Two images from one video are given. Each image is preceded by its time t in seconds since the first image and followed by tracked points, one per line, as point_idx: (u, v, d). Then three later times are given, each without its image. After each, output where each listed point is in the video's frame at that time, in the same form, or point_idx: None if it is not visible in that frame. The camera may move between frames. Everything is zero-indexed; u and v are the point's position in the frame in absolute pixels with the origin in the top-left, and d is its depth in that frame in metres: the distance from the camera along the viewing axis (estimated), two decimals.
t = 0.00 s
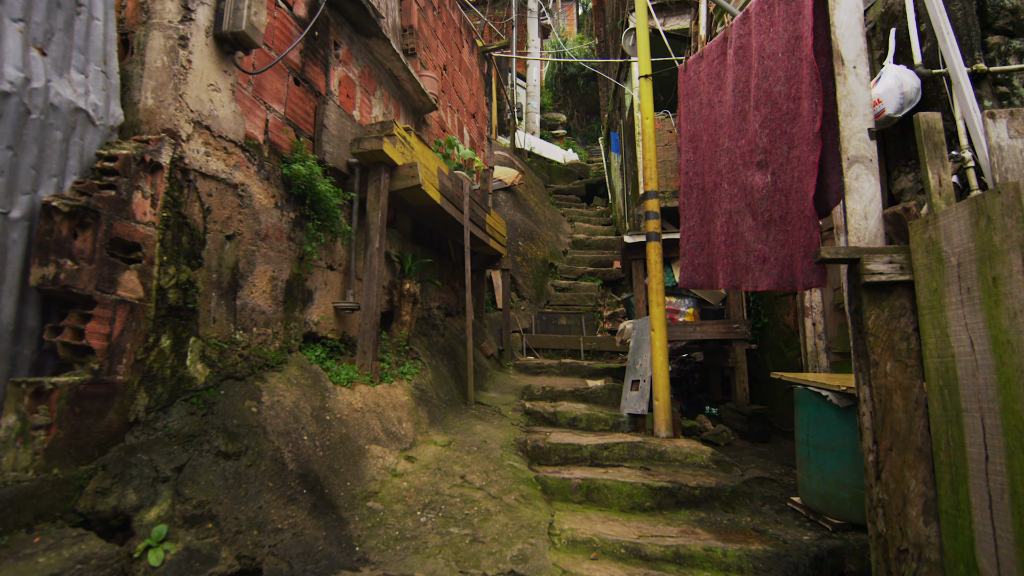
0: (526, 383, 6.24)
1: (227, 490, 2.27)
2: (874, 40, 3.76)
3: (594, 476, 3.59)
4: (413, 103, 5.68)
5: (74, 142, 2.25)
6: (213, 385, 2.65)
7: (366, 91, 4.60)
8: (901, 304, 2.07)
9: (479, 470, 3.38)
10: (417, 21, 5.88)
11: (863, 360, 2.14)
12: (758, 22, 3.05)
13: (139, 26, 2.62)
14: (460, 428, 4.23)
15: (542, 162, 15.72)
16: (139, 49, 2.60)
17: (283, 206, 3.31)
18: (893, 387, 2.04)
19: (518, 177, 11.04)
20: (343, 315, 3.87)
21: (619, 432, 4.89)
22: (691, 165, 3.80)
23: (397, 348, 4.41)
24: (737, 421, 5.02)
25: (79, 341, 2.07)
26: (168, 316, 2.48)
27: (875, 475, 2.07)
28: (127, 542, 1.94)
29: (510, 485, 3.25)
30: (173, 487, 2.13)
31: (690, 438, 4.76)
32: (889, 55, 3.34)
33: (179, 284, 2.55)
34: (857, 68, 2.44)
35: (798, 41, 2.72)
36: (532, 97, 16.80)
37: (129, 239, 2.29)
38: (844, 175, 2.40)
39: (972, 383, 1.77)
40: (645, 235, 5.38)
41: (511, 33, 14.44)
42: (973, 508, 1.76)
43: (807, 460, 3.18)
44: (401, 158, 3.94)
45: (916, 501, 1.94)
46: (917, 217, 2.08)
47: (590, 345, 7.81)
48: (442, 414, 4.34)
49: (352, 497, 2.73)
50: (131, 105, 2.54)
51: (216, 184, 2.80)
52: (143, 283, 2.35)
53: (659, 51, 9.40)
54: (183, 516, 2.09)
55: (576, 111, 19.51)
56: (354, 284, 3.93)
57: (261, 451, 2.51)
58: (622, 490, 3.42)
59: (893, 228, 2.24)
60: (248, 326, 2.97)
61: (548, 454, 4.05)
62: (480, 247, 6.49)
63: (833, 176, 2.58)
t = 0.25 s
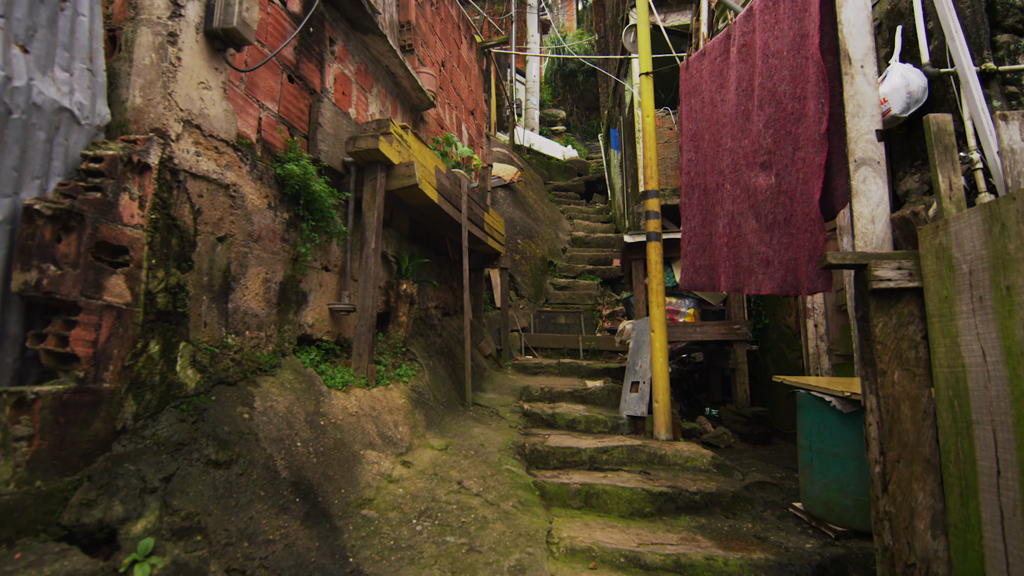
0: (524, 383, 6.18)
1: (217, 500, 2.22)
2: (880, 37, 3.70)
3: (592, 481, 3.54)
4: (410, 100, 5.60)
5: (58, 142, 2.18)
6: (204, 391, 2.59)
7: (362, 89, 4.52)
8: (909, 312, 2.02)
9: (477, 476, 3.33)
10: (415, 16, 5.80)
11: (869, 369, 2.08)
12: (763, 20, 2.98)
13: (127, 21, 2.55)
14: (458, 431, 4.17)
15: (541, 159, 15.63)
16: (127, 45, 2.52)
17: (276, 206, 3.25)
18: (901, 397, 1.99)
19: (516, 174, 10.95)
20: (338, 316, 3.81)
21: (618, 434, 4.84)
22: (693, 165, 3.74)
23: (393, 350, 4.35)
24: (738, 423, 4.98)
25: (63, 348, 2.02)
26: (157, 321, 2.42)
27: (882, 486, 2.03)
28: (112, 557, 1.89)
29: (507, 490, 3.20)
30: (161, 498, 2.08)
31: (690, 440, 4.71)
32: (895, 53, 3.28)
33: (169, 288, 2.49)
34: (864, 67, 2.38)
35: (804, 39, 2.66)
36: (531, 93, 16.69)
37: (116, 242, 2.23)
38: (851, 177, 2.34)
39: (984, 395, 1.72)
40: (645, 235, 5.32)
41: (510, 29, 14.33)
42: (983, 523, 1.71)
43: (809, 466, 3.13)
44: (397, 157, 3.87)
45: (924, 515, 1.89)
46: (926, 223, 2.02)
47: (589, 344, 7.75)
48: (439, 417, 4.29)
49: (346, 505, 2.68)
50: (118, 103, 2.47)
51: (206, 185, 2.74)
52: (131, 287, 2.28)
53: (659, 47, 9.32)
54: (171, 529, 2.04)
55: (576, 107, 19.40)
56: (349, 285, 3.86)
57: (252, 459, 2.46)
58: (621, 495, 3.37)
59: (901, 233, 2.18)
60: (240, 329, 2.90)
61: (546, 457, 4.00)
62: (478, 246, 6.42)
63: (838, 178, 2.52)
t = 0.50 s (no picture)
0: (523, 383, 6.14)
1: (207, 510, 2.18)
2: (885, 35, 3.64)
3: (591, 485, 3.50)
4: (408, 98, 5.53)
5: (43, 143, 2.12)
6: (195, 396, 2.54)
7: (358, 86, 4.45)
8: (916, 319, 1.97)
9: (474, 480, 3.28)
10: (412, 13, 5.72)
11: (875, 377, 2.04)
12: (766, 18, 2.92)
13: (116, 18, 2.48)
14: (455, 433, 4.13)
15: (540, 156, 15.54)
16: (116, 43, 2.46)
17: (270, 206, 3.18)
18: (908, 407, 1.95)
19: (515, 171, 10.88)
20: (334, 318, 3.76)
21: (618, 436, 4.79)
22: (694, 165, 3.69)
23: (390, 351, 4.30)
24: (738, 425, 4.94)
25: (48, 355, 1.97)
26: (146, 326, 2.37)
27: (888, 498, 1.99)
28: (99, 570, 1.84)
29: (505, 496, 3.15)
30: (150, 508, 2.04)
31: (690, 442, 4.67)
32: (900, 52, 3.22)
33: (159, 292, 2.43)
34: (871, 67, 2.32)
35: (808, 38, 2.60)
36: (531, 90, 16.59)
37: (103, 246, 2.17)
38: (857, 180, 2.29)
39: (995, 406, 1.67)
40: (645, 235, 5.27)
41: (509, 25, 14.22)
42: (992, 538, 1.67)
43: (811, 472, 3.09)
44: (394, 156, 3.81)
45: (931, 528, 1.85)
46: (935, 228, 1.97)
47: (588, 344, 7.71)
48: (437, 419, 4.24)
49: (341, 513, 2.63)
50: (107, 102, 2.41)
51: (198, 185, 2.68)
52: (119, 292, 2.23)
53: (660, 44, 9.24)
54: (160, 541, 1.99)
55: (575, 103, 19.31)
56: (345, 286, 3.81)
57: (245, 467, 2.41)
58: (621, 500, 3.33)
59: (909, 237, 2.13)
60: (233, 333, 2.85)
61: (544, 461, 3.95)
62: (476, 245, 6.36)
63: (843, 181, 2.47)
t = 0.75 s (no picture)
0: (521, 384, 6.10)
1: (196, 519, 2.14)
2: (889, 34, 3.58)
3: (589, 490, 3.46)
4: (405, 95, 5.46)
5: (28, 144, 2.07)
6: (186, 402, 2.49)
7: (354, 84, 4.39)
8: (922, 326, 1.93)
9: (470, 485, 3.24)
10: (410, 9, 5.65)
11: (881, 385, 1.99)
12: (770, 16, 2.86)
13: (105, 15, 2.42)
14: (452, 436, 4.09)
15: (539, 154, 15.47)
16: (104, 41, 2.40)
17: (263, 207, 3.13)
18: (915, 416, 1.90)
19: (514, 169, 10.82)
20: (329, 320, 3.71)
21: (616, 438, 4.75)
22: (695, 165, 3.63)
23: (387, 353, 4.25)
24: (737, 426, 4.90)
25: (32, 363, 1.92)
26: (135, 331, 2.32)
27: (892, 510, 1.94)
28: None
29: (502, 502, 3.11)
30: (138, 519, 2.00)
31: (689, 444, 4.63)
32: (905, 51, 3.17)
33: (148, 296, 2.38)
34: (877, 67, 2.28)
35: (813, 37, 2.55)
36: (530, 87, 16.50)
37: (90, 249, 2.12)
38: (863, 183, 2.25)
39: (1004, 418, 1.63)
40: (645, 235, 5.22)
41: (508, 22, 14.13)
42: (1000, 553, 1.63)
43: (812, 477, 3.05)
44: (390, 155, 3.75)
45: (937, 540, 1.81)
46: (943, 233, 1.92)
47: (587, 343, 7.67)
48: (433, 422, 4.20)
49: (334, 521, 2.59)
50: (94, 102, 2.35)
51: (189, 187, 2.62)
52: (107, 296, 2.18)
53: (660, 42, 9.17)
54: (148, 552, 1.95)
55: (574, 100, 19.22)
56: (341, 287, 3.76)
57: (236, 475, 2.38)
58: (619, 505, 3.29)
59: (915, 242, 2.09)
60: (225, 337, 2.80)
61: (542, 464, 3.91)
62: (474, 245, 6.31)
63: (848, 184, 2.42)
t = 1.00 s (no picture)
0: (519, 385, 6.05)
1: (184, 532, 2.10)
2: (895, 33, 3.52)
3: (588, 495, 3.42)
4: (402, 93, 5.39)
5: (9, 146, 2.00)
6: (175, 410, 2.44)
7: (350, 82, 4.32)
8: (931, 336, 1.88)
9: (467, 492, 3.20)
10: (407, 6, 5.57)
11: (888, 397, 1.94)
12: (773, 14, 2.80)
13: (91, 13, 2.34)
14: (449, 440, 4.04)
15: (538, 150, 15.39)
16: (90, 39, 2.32)
17: (256, 209, 3.06)
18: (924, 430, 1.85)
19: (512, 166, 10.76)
20: (324, 323, 3.65)
21: (615, 441, 4.71)
22: (695, 166, 3.58)
23: (383, 355, 4.20)
24: (737, 429, 4.86)
25: (14, 373, 1.87)
26: (123, 337, 2.26)
27: (900, 524, 1.89)
28: None
29: (499, 509, 3.06)
30: (124, 533, 1.95)
31: (689, 447, 4.59)
32: (910, 51, 3.11)
33: (136, 301, 2.31)
34: (885, 69, 2.26)
35: (817, 37, 2.49)
36: (529, 83, 16.40)
37: (74, 255, 2.05)
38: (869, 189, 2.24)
39: (1017, 433, 1.58)
40: (644, 235, 5.17)
41: (507, 17, 14.01)
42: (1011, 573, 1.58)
43: (814, 484, 3.01)
44: (386, 155, 3.69)
45: (945, 557, 1.76)
46: (955, 241, 1.87)
47: (585, 343, 7.62)
48: (430, 425, 4.14)
49: (328, 532, 2.55)
50: (80, 102, 2.28)
51: (180, 189, 2.56)
52: (93, 303, 2.12)
53: (660, 38, 9.09)
54: (134, 568, 1.89)
55: (574, 97, 19.13)
56: (336, 290, 3.70)
57: (227, 484, 2.33)
58: (618, 512, 3.24)
59: (925, 248, 2.04)
60: (216, 342, 2.74)
61: (540, 468, 3.87)
62: (472, 244, 6.25)
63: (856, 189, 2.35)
